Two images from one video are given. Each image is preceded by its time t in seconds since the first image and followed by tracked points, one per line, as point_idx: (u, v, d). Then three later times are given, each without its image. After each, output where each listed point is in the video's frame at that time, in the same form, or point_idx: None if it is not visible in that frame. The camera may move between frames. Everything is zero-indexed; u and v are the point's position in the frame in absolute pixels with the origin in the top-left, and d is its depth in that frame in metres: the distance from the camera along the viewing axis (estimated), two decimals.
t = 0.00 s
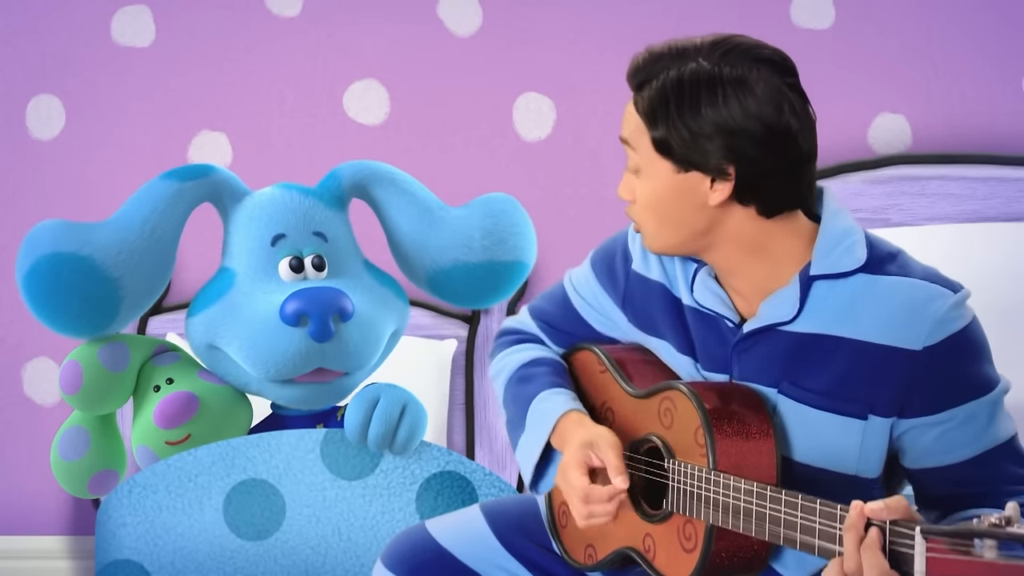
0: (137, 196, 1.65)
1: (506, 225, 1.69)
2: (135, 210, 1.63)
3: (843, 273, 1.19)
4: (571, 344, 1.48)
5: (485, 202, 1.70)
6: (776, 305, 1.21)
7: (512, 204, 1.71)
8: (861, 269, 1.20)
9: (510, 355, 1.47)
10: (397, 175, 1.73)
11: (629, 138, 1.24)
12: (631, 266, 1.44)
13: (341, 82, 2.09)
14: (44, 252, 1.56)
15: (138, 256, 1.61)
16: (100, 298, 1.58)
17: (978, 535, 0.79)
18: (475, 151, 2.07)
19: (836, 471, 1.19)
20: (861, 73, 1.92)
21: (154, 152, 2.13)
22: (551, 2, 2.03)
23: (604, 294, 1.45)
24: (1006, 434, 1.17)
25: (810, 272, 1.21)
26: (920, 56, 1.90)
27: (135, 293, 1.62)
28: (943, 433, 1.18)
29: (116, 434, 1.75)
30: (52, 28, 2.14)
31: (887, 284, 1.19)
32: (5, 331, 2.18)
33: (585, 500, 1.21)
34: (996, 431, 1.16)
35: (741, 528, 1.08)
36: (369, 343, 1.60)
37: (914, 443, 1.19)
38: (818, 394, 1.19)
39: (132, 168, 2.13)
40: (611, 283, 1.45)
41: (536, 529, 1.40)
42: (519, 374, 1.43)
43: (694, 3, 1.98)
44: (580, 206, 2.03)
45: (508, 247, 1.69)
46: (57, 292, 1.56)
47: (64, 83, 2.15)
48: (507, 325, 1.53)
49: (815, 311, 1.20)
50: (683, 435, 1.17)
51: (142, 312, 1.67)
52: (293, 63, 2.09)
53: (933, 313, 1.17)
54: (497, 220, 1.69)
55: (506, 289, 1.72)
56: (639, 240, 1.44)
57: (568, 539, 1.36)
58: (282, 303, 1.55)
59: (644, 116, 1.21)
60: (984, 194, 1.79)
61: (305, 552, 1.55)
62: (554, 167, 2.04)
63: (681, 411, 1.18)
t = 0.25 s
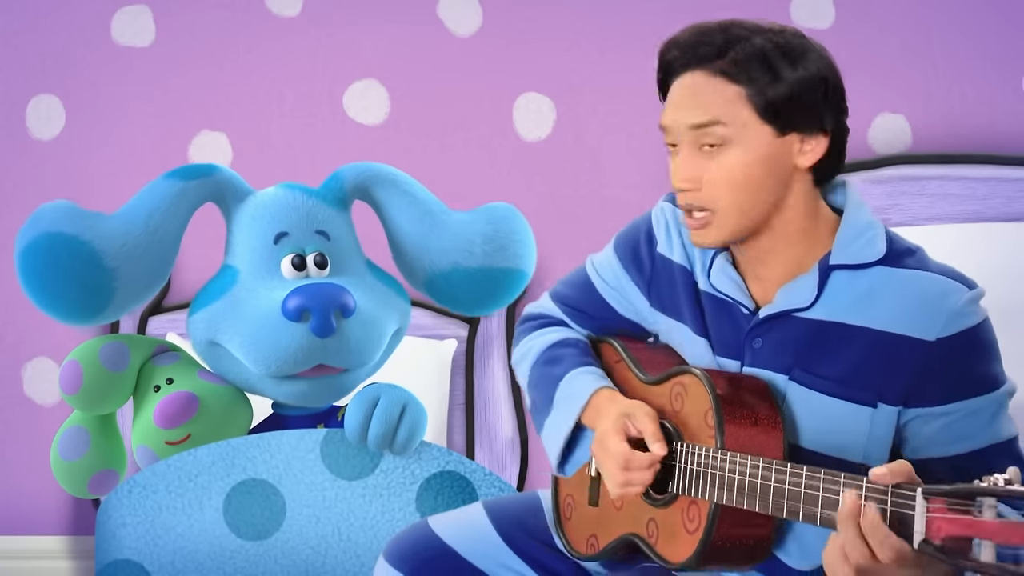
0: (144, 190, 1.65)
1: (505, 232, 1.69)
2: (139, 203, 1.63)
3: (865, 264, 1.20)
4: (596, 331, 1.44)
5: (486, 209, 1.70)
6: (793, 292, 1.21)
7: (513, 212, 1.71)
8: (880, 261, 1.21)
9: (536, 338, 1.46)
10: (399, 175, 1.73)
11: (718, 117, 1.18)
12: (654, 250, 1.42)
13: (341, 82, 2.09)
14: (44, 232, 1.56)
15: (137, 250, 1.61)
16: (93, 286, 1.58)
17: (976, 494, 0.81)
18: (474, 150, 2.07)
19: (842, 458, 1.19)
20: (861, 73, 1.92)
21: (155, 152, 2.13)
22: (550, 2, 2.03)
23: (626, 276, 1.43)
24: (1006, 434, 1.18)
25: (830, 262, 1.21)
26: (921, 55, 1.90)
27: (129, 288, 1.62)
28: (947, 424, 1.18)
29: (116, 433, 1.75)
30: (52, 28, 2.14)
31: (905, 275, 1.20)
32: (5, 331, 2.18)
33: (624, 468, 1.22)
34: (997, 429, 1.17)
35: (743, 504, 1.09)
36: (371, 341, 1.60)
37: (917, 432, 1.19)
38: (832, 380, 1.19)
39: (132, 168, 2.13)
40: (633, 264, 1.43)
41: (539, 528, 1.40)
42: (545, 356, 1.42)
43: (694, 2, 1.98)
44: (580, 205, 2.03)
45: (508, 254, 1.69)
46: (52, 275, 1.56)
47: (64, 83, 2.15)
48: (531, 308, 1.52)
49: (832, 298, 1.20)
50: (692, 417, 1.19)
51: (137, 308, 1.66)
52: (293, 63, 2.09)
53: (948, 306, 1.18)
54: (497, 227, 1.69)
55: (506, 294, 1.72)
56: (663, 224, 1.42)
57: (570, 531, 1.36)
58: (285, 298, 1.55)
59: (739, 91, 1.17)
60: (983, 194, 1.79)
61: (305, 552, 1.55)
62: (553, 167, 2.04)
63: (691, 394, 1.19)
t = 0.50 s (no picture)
0: (151, 186, 1.66)
1: (513, 233, 1.68)
2: (146, 199, 1.63)
3: (869, 263, 1.19)
4: (593, 338, 1.47)
5: (493, 209, 1.69)
6: (798, 293, 1.20)
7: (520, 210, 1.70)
8: (884, 261, 1.20)
9: (532, 351, 1.47)
10: (407, 180, 1.73)
11: (786, 113, 1.15)
12: (648, 256, 1.43)
13: (341, 82, 2.09)
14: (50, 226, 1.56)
15: (143, 246, 1.61)
16: (98, 281, 1.58)
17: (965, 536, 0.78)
18: (474, 151, 2.07)
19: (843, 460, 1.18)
20: (861, 73, 1.92)
21: (155, 152, 2.13)
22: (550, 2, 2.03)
23: (621, 284, 1.45)
24: (996, 441, 1.16)
25: (833, 262, 1.20)
26: (921, 56, 1.90)
27: (133, 284, 1.62)
28: (939, 427, 1.16)
29: (116, 433, 1.75)
30: (52, 28, 2.14)
31: (909, 274, 1.18)
32: (5, 331, 2.18)
33: (622, 492, 1.21)
34: (987, 436, 1.16)
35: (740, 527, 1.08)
36: (374, 346, 1.60)
37: (911, 429, 1.18)
38: (832, 382, 1.18)
39: (132, 168, 2.13)
40: (627, 271, 1.44)
41: (544, 529, 1.41)
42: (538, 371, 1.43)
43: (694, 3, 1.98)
44: (580, 206, 2.04)
45: (518, 254, 1.68)
46: (60, 268, 1.55)
47: (64, 83, 2.15)
48: (530, 317, 1.54)
49: (836, 300, 1.19)
50: (688, 432, 1.18)
51: (139, 304, 1.66)
52: (293, 63, 2.09)
53: (953, 306, 1.16)
54: (505, 228, 1.68)
55: (514, 297, 1.71)
56: (656, 230, 1.44)
57: (575, 535, 1.37)
58: (287, 303, 1.55)
59: (802, 90, 1.16)
60: (984, 194, 1.79)
61: (305, 552, 1.55)
62: (553, 167, 2.04)
63: (688, 412, 1.18)
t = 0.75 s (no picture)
0: (156, 183, 1.66)
1: (523, 237, 1.66)
2: (151, 197, 1.64)
3: (855, 277, 1.22)
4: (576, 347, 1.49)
5: (503, 212, 1.67)
6: (784, 310, 1.23)
7: (523, 209, 1.68)
8: (871, 274, 1.22)
9: (516, 366, 1.49)
10: (415, 185, 1.73)
11: (765, 132, 1.20)
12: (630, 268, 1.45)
13: (341, 82, 2.09)
14: (55, 229, 1.57)
15: (148, 244, 1.61)
16: (104, 281, 1.59)
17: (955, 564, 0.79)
18: (474, 151, 2.07)
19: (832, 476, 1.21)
20: (861, 73, 1.92)
21: (155, 152, 2.13)
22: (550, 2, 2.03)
23: (603, 297, 1.46)
24: (983, 459, 1.19)
25: (819, 277, 1.23)
26: (921, 56, 1.90)
27: (139, 282, 1.63)
28: (926, 444, 1.19)
29: (116, 433, 1.75)
30: (52, 28, 2.14)
31: (898, 289, 1.21)
32: (5, 331, 2.18)
33: (607, 518, 1.21)
34: (974, 452, 1.19)
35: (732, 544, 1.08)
36: (369, 351, 1.60)
37: (898, 447, 1.20)
38: (819, 401, 1.21)
39: (132, 168, 2.13)
40: (609, 284, 1.46)
41: (539, 534, 1.40)
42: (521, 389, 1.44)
43: (694, 2, 1.98)
44: (580, 206, 2.04)
45: (527, 259, 1.66)
46: (65, 271, 1.57)
47: (64, 83, 2.15)
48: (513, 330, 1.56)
49: (822, 315, 1.22)
50: (678, 444, 1.18)
51: (145, 302, 1.67)
52: (293, 63, 2.09)
53: (940, 323, 1.19)
54: (512, 233, 1.66)
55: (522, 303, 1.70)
56: (638, 240, 1.45)
57: (570, 544, 1.36)
58: (281, 307, 1.55)
59: (780, 107, 1.20)
60: (984, 194, 1.79)
61: (305, 552, 1.55)
62: (553, 167, 2.04)
63: (677, 422, 1.18)
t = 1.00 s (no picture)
0: (165, 176, 1.67)
1: (524, 259, 1.67)
2: (157, 189, 1.65)
3: (842, 277, 1.20)
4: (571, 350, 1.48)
5: (512, 233, 1.69)
6: (773, 310, 1.22)
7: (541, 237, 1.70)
8: (858, 273, 1.20)
9: (511, 371, 1.48)
10: (423, 186, 1.72)
11: (747, 132, 1.18)
12: (622, 273, 1.44)
13: (341, 82, 2.09)
14: (61, 214, 1.59)
15: (150, 237, 1.63)
16: (105, 271, 1.61)
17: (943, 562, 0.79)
18: (474, 151, 2.07)
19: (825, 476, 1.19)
20: (861, 73, 1.92)
21: (154, 152, 2.13)
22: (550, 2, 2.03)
23: (596, 301, 1.45)
24: (972, 456, 1.18)
25: (808, 276, 1.21)
26: (921, 56, 1.90)
27: (140, 273, 1.64)
28: (916, 442, 1.17)
29: (116, 433, 1.75)
30: (52, 28, 2.14)
31: (887, 287, 1.19)
32: (5, 331, 2.18)
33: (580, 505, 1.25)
34: (963, 450, 1.17)
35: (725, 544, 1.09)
36: (360, 351, 1.59)
37: (888, 447, 1.19)
38: (810, 400, 1.20)
39: (132, 168, 2.13)
40: (602, 290, 1.45)
41: (539, 537, 1.40)
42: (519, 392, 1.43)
43: (694, 2, 1.98)
44: (580, 206, 2.04)
45: (522, 282, 1.68)
46: (68, 258, 1.59)
47: (64, 83, 2.15)
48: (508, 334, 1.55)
49: (811, 315, 1.21)
50: (672, 445, 1.18)
51: (148, 293, 1.69)
52: (293, 63, 2.09)
53: (929, 319, 1.17)
54: (514, 255, 1.67)
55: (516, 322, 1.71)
56: (630, 245, 1.44)
57: (569, 546, 1.36)
58: (274, 305, 1.56)
59: (761, 106, 1.18)
60: (984, 194, 1.79)
61: (305, 552, 1.55)
62: (553, 167, 2.04)
63: (671, 421, 1.18)
